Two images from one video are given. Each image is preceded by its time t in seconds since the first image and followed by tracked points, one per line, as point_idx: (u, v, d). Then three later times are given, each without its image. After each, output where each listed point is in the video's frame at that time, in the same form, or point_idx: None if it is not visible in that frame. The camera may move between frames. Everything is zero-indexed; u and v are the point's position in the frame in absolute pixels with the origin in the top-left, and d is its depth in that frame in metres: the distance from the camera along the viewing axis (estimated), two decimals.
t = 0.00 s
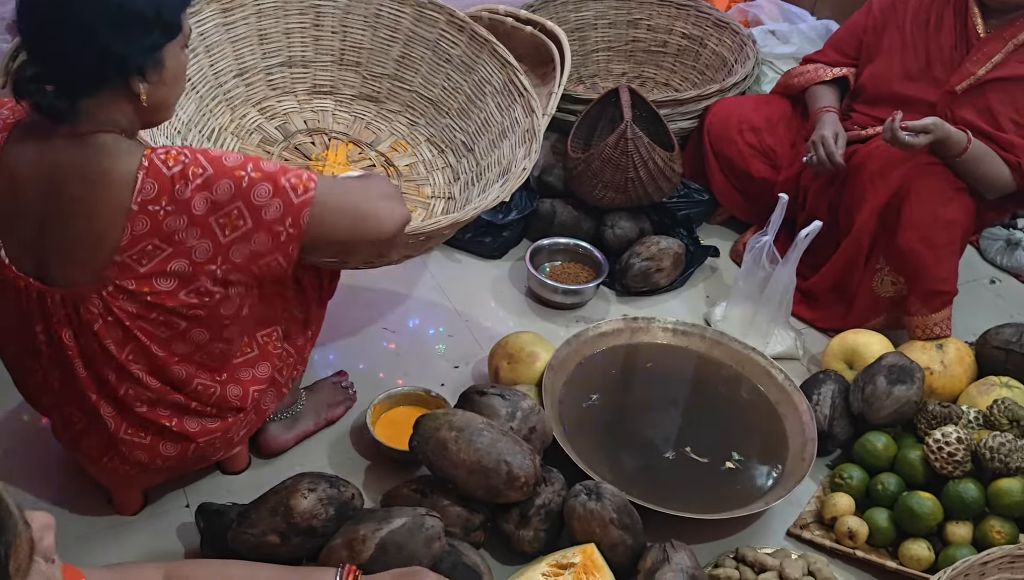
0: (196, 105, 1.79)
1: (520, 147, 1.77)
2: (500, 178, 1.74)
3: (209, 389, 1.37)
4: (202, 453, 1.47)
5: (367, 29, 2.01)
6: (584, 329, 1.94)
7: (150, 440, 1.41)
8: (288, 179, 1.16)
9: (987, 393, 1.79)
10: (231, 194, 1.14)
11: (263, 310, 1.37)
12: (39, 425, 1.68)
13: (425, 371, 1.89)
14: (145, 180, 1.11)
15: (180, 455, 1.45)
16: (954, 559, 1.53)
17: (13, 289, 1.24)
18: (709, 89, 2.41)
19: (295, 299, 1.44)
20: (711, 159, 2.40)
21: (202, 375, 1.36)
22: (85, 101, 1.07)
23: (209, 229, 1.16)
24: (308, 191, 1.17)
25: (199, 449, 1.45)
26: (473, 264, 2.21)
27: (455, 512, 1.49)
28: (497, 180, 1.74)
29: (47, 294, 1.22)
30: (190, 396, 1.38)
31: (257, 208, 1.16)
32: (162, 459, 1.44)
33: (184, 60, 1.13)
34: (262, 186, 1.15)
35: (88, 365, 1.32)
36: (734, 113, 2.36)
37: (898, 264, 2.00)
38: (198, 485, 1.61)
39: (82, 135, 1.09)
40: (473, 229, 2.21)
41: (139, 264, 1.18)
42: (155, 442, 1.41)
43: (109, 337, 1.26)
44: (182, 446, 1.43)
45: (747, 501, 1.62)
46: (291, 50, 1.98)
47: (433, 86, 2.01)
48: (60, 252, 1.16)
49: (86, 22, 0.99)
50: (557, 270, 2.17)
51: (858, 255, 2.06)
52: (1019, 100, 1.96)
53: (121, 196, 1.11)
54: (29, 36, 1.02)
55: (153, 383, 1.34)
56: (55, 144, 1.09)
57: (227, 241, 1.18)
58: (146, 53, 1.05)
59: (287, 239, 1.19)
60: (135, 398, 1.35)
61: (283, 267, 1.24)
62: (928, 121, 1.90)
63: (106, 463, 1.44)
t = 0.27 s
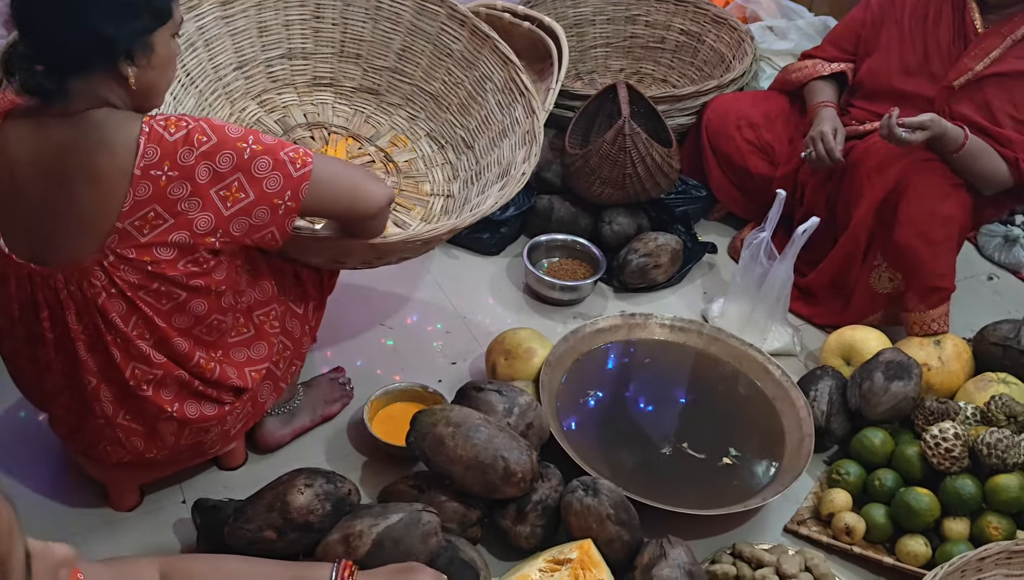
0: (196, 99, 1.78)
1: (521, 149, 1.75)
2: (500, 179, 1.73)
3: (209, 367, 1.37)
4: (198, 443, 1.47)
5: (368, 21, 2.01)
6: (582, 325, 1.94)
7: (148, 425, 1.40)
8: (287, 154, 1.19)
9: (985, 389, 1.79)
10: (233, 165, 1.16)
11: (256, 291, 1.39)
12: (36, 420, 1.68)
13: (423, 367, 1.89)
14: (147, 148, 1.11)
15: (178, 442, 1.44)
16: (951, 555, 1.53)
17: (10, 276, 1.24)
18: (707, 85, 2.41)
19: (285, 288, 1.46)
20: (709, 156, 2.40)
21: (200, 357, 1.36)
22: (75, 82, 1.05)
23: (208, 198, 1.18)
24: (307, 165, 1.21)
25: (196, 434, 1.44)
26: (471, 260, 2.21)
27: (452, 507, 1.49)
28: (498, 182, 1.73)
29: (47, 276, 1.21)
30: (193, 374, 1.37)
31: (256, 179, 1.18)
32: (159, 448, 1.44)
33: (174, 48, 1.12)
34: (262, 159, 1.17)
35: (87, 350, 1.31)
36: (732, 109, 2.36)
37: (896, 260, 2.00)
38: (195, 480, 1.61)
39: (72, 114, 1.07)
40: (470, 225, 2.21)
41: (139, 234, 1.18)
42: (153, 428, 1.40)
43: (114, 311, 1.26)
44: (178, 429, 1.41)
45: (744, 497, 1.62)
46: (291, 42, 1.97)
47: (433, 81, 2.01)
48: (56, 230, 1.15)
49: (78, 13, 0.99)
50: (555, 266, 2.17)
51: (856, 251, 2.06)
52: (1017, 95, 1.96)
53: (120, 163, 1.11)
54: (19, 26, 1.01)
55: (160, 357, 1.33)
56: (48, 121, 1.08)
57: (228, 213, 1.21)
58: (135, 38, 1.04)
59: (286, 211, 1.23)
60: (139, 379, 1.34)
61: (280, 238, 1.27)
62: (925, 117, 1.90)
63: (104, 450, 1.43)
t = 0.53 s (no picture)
0: (197, 98, 1.78)
1: (519, 130, 1.75)
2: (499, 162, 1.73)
3: (207, 359, 1.37)
4: (196, 435, 1.46)
5: (365, 20, 2.01)
6: (582, 321, 1.94)
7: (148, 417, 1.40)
8: (281, 152, 1.17)
9: (985, 385, 1.79)
10: (224, 158, 1.16)
11: (261, 287, 1.39)
12: (35, 415, 1.68)
13: (423, 363, 1.89)
14: (142, 137, 1.12)
15: (178, 434, 1.44)
16: (951, 551, 1.53)
17: (8, 269, 1.23)
18: (708, 81, 2.41)
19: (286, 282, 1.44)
20: (709, 152, 2.40)
21: (198, 348, 1.36)
22: (69, 73, 1.06)
23: (202, 190, 1.17)
24: (301, 164, 1.19)
25: (196, 425, 1.43)
26: (471, 257, 2.21)
27: (453, 503, 1.49)
28: (498, 163, 1.72)
29: (46, 267, 1.21)
30: (191, 365, 1.37)
31: (249, 176, 1.17)
32: (160, 440, 1.44)
33: (166, 33, 1.12)
34: (254, 156, 1.16)
35: (87, 342, 1.30)
36: (732, 105, 2.36)
37: (896, 257, 2.00)
38: (195, 475, 1.61)
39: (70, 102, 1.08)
40: (470, 221, 2.20)
41: (136, 223, 1.18)
42: (152, 419, 1.40)
43: (112, 302, 1.25)
44: (178, 420, 1.41)
45: (744, 493, 1.62)
46: (290, 43, 1.98)
47: (431, 76, 2.01)
48: (57, 218, 1.15)
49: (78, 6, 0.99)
50: (555, 262, 2.17)
51: (856, 247, 2.06)
52: (1018, 92, 1.96)
53: (117, 149, 1.11)
54: (16, 19, 1.02)
55: (157, 348, 1.33)
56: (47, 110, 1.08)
57: (223, 206, 1.20)
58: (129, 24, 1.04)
59: (279, 210, 1.22)
60: (137, 370, 1.34)
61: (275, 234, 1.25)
62: (927, 113, 1.90)
63: (104, 441, 1.44)
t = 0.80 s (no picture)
0: (198, 100, 1.79)
1: (518, 122, 1.76)
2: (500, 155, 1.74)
3: (204, 361, 1.36)
4: (197, 435, 1.47)
5: (366, 18, 2.01)
6: (583, 318, 1.94)
7: (146, 418, 1.41)
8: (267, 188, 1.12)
9: (985, 383, 1.79)
10: (211, 182, 1.12)
11: (261, 293, 1.36)
12: (36, 412, 1.68)
13: (423, 360, 1.89)
14: (136, 145, 1.09)
15: (179, 434, 1.45)
16: (951, 548, 1.53)
17: (14, 260, 1.25)
18: (709, 79, 2.41)
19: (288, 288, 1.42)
20: (710, 149, 2.40)
21: (195, 350, 1.35)
22: (73, 69, 1.06)
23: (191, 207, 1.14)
24: (286, 205, 1.14)
25: (197, 425, 1.44)
26: (471, 254, 2.21)
27: (453, 500, 1.49)
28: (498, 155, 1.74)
29: (44, 263, 1.22)
30: (187, 367, 1.36)
31: (233, 204, 1.13)
32: (161, 439, 1.44)
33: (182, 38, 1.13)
34: (241, 185, 1.12)
35: (87, 340, 1.31)
36: (733, 102, 2.36)
37: (896, 254, 2.01)
38: (196, 472, 1.61)
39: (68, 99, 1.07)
40: (471, 218, 2.19)
41: (126, 231, 1.16)
42: (152, 419, 1.41)
43: (104, 305, 1.25)
44: (179, 420, 1.42)
45: (745, 490, 1.62)
46: (291, 43, 1.98)
47: (432, 72, 2.01)
48: (56, 216, 1.14)
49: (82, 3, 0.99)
50: (556, 260, 2.17)
51: (857, 244, 2.06)
52: (1019, 90, 1.96)
53: (112, 155, 1.09)
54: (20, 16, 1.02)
55: (149, 353, 1.33)
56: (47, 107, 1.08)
57: (212, 223, 1.17)
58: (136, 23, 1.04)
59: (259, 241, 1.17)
60: (132, 369, 1.33)
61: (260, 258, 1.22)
62: (929, 111, 1.90)
63: (104, 440, 1.44)
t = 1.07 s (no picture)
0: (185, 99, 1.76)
1: (507, 122, 1.79)
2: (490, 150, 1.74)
3: (191, 374, 1.37)
4: (195, 432, 1.46)
5: (354, 29, 2.01)
6: (583, 317, 1.94)
7: (142, 418, 1.40)
8: (236, 272, 1.12)
9: (985, 381, 1.79)
10: (188, 244, 1.11)
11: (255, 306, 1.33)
12: (36, 410, 1.68)
13: (423, 359, 1.89)
14: (132, 181, 1.09)
15: (175, 435, 1.44)
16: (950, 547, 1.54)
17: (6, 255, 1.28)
18: (708, 78, 2.41)
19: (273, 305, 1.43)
20: (710, 148, 2.40)
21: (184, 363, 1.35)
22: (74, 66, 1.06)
23: (168, 259, 1.14)
24: (249, 292, 1.13)
25: (196, 425, 1.44)
26: (471, 253, 2.21)
27: (453, 498, 1.49)
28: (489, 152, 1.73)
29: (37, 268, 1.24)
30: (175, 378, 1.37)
31: (199, 273, 1.12)
32: (159, 437, 1.43)
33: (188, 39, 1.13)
34: (214, 259, 1.11)
35: (79, 342, 1.32)
36: (733, 101, 2.36)
37: (896, 253, 2.01)
38: (195, 471, 1.61)
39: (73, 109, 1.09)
40: (470, 216, 2.19)
41: (107, 260, 1.17)
42: (148, 421, 1.40)
43: (87, 322, 1.28)
44: (175, 421, 1.42)
45: (743, 488, 1.62)
46: (279, 52, 1.96)
47: (419, 81, 2.01)
48: (51, 227, 1.15)
49: None
50: (555, 258, 2.17)
51: (856, 242, 2.07)
52: (1018, 89, 1.96)
53: (109, 183, 1.09)
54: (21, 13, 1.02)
55: (133, 369, 1.34)
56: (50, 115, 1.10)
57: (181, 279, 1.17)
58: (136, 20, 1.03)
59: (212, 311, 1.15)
60: (118, 378, 1.35)
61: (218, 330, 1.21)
62: (929, 110, 1.90)
63: (99, 441, 1.43)
